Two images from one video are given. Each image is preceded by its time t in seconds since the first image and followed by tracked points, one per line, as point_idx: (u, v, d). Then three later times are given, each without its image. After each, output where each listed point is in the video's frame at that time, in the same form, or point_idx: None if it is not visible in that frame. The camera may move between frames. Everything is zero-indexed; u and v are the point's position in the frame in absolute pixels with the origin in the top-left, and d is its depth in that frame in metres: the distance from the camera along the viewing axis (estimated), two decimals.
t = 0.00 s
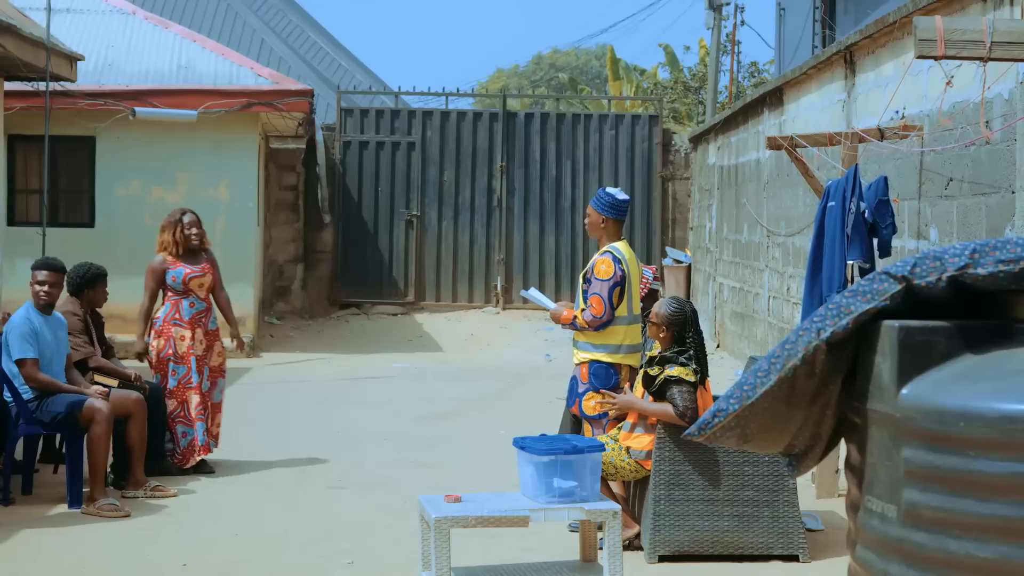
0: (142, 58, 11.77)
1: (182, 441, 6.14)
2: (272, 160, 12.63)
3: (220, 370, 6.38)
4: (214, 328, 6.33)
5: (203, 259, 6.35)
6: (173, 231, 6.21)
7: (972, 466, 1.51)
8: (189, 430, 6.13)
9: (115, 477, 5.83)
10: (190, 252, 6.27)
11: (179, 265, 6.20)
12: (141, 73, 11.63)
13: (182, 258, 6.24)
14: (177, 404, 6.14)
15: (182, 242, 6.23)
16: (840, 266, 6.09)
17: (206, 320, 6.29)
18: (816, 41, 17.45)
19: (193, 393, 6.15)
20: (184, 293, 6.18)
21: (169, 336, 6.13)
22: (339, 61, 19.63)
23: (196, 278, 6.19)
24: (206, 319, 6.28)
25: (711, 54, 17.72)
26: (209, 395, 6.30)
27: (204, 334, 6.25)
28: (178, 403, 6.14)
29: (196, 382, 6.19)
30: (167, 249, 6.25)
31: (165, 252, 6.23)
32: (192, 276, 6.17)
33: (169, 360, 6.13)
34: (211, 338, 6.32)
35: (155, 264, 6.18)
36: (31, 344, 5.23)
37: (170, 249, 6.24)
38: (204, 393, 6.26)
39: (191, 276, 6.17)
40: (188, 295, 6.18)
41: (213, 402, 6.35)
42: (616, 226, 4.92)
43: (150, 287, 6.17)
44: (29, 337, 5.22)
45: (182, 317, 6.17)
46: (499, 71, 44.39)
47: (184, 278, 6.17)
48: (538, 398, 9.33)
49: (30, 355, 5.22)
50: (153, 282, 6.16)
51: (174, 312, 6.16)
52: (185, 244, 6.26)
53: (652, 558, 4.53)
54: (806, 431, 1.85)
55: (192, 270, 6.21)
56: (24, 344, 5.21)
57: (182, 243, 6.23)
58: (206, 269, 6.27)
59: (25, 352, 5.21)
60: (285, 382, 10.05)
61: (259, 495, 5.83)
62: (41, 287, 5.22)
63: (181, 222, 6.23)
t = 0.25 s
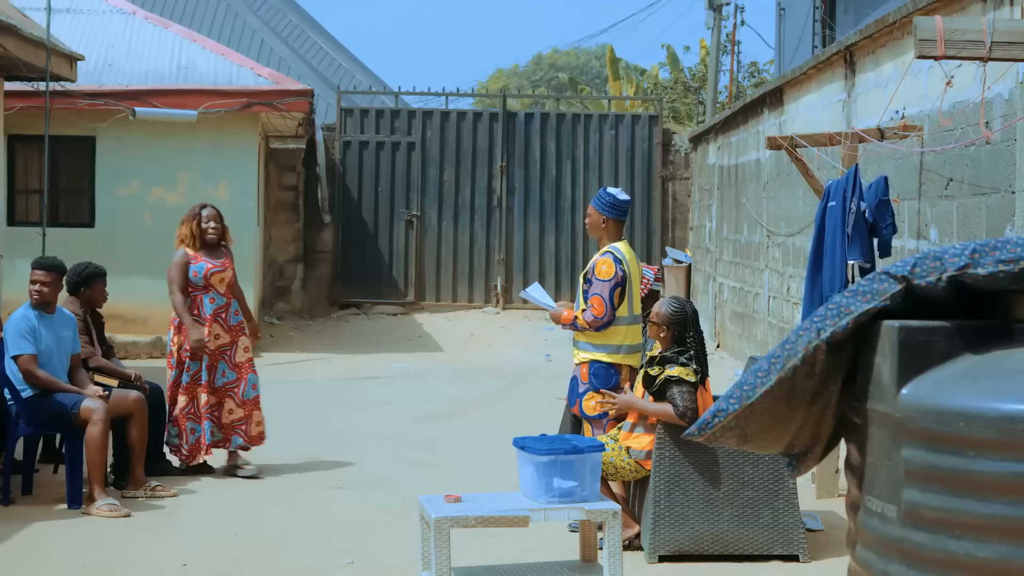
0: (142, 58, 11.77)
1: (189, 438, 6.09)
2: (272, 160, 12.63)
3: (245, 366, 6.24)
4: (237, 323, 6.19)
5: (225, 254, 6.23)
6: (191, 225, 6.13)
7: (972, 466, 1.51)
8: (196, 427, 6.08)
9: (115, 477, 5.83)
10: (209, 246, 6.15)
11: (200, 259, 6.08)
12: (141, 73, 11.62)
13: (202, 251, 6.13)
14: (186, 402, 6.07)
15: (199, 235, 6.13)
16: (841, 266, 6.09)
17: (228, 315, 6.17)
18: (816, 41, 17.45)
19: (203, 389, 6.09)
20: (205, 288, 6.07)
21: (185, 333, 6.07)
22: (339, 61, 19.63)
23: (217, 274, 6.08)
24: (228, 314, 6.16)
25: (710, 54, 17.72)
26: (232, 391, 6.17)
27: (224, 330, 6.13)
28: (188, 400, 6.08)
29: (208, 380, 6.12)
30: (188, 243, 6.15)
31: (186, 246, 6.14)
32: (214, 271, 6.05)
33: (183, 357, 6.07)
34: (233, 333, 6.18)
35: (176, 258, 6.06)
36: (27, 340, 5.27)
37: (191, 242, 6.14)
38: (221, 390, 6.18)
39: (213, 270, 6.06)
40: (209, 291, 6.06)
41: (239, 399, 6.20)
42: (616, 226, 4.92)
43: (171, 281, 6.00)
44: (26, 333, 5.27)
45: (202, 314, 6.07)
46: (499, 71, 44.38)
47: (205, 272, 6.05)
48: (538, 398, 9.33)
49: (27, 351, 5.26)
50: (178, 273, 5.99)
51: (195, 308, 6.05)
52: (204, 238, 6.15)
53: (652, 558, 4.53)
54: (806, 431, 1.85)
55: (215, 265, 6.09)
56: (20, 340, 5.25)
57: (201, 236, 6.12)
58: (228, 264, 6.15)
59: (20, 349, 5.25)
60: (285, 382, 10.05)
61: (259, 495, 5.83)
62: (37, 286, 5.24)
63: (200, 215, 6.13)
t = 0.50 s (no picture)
0: (142, 58, 11.77)
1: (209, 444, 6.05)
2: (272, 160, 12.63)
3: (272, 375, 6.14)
4: (263, 330, 6.13)
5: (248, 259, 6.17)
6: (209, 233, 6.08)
7: (972, 466, 1.51)
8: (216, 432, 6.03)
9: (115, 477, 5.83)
10: (228, 253, 6.10)
11: (222, 267, 6.02)
12: (141, 73, 11.62)
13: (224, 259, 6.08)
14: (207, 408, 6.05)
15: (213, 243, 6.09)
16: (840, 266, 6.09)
17: (255, 323, 6.10)
18: (816, 41, 17.45)
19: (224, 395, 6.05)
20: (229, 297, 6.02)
21: (207, 341, 6.04)
22: (339, 61, 19.63)
23: (241, 280, 6.02)
24: (254, 322, 6.10)
25: (711, 54, 17.72)
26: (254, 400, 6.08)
27: (250, 338, 6.06)
28: (210, 407, 6.05)
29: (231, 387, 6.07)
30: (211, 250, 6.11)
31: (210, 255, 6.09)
32: (237, 279, 5.99)
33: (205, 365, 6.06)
34: (259, 341, 6.13)
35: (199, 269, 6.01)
36: (29, 338, 5.28)
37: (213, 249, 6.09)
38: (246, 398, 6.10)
39: (236, 278, 6.00)
40: (233, 299, 6.02)
41: (262, 408, 6.09)
42: (617, 227, 4.92)
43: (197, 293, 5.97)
44: (28, 330, 5.28)
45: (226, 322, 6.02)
46: (498, 71, 44.39)
47: (227, 280, 5.99)
48: (539, 398, 9.33)
49: (27, 348, 5.27)
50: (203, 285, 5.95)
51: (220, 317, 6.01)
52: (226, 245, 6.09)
53: (652, 558, 4.53)
54: (807, 431, 1.85)
55: (236, 271, 6.03)
56: (22, 338, 5.27)
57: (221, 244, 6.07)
58: (252, 271, 6.08)
59: (22, 346, 5.26)
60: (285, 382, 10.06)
61: (259, 495, 5.83)
62: (44, 285, 5.27)
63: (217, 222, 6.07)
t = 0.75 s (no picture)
0: (142, 58, 11.78)
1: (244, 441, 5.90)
2: (272, 160, 12.63)
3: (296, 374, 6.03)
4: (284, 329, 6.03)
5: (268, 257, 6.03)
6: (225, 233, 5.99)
7: (972, 466, 1.51)
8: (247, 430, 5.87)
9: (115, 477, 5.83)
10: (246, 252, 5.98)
11: (240, 266, 5.90)
12: (141, 73, 11.63)
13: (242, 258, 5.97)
14: (241, 411, 5.86)
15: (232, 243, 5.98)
16: (839, 266, 6.09)
17: (274, 321, 5.98)
18: (816, 41, 17.45)
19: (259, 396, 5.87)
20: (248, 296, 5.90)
21: (233, 342, 5.86)
22: (339, 61, 19.63)
23: (257, 279, 5.89)
24: (274, 321, 5.98)
25: (711, 54, 17.70)
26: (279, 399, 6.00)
27: (272, 337, 5.96)
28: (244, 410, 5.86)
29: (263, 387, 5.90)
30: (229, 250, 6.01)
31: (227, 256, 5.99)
32: (253, 277, 5.87)
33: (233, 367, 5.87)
34: (280, 341, 6.01)
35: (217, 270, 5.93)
36: (30, 339, 5.27)
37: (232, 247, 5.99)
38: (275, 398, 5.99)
39: (253, 277, 5.87)
40: (251, 297, 5.88)
41: (285, 407, 6.01)
42: (617, 226, 4.92)
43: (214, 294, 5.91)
44: (29, 332, 5.27)
45: (248, 321, 5.88)
46: (499, 71, 44.41)
47: (244, 279, 5.87)
48: (539, 398, 9.33)
49: (29, 350, 5.26)
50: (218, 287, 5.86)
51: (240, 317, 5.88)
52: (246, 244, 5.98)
53: (652, 558, 4.53)
54: (806, 431, 1.85)
55: (253, 270, 5.91)
56: (23, 339, 5.25)
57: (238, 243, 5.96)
58: (270, 269, 5.94)
59: (23, 347, 5.25)
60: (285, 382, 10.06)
61: (259, 495, 5.83)
62: (48, 287, 5.27)
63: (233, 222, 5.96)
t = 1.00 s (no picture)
0: (142, 58, 11.78)
1: (286, 447, 5.76)
2: (271, 160, 12.63)
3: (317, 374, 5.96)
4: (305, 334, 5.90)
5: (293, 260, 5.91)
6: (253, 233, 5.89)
7: (972, 466, 1.51)
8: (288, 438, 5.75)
9: (115, 477, 5.83)
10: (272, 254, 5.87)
11: (266, 265, 5.80)
12: (141, 73, 11.63)
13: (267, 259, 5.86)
14: (272, 411, 5.77)
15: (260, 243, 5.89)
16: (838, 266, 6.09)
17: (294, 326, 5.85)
18: (816, 41, 17.44)
19: (291, 396, 5.78)
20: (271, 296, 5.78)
21: (257, 341, 5.75)
22: (339, 61, 19.63)
23: (281, 280, 5.77)
24: (296, 324, 5.85)
25: (711, 54, 17.69)
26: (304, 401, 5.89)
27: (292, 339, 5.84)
28: (276, 410, 5.77)
29: (294, 386, 5.80)
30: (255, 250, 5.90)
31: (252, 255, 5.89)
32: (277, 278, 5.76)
33: (257, 367, 5.75)
34: (300, 344, 5.89)
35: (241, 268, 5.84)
36: (31, 341, 5.25)
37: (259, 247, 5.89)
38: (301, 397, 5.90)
39: (277, 277, 5.76)
40: (274, 298, 5.76)
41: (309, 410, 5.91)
42: (617, 226, 4.92)
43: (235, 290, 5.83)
44: (30, 334, 5.25)
45: (269, 321, 5.76)
46: (499, 72, 44.41)
47: (269, 279, 5.77)
48: (539, 398, 9.33)
49: (30, 352, 5.26)
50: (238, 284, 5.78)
51: (261, 316, 5.76)
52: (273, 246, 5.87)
53: (652, 558, 4.53)
54: (806, 431, 1.85)
55: (279, 271, 5.80)
56: (24, 341, 5.24)
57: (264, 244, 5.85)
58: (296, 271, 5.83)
59: (24, 350, 5.25)
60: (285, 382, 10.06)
61: (259, 495, 5.83)
62: (48, 287, 5.28)
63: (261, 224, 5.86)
